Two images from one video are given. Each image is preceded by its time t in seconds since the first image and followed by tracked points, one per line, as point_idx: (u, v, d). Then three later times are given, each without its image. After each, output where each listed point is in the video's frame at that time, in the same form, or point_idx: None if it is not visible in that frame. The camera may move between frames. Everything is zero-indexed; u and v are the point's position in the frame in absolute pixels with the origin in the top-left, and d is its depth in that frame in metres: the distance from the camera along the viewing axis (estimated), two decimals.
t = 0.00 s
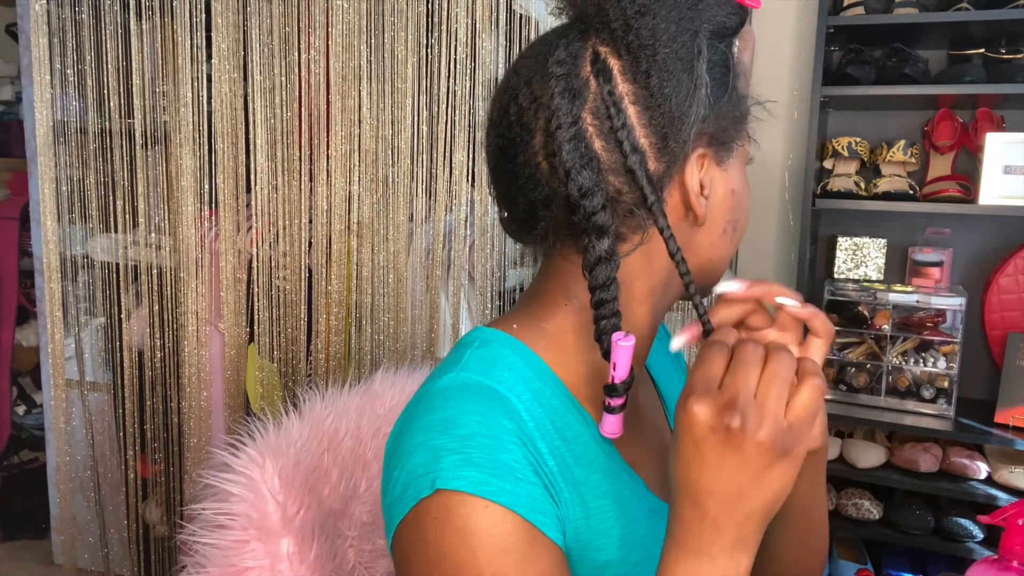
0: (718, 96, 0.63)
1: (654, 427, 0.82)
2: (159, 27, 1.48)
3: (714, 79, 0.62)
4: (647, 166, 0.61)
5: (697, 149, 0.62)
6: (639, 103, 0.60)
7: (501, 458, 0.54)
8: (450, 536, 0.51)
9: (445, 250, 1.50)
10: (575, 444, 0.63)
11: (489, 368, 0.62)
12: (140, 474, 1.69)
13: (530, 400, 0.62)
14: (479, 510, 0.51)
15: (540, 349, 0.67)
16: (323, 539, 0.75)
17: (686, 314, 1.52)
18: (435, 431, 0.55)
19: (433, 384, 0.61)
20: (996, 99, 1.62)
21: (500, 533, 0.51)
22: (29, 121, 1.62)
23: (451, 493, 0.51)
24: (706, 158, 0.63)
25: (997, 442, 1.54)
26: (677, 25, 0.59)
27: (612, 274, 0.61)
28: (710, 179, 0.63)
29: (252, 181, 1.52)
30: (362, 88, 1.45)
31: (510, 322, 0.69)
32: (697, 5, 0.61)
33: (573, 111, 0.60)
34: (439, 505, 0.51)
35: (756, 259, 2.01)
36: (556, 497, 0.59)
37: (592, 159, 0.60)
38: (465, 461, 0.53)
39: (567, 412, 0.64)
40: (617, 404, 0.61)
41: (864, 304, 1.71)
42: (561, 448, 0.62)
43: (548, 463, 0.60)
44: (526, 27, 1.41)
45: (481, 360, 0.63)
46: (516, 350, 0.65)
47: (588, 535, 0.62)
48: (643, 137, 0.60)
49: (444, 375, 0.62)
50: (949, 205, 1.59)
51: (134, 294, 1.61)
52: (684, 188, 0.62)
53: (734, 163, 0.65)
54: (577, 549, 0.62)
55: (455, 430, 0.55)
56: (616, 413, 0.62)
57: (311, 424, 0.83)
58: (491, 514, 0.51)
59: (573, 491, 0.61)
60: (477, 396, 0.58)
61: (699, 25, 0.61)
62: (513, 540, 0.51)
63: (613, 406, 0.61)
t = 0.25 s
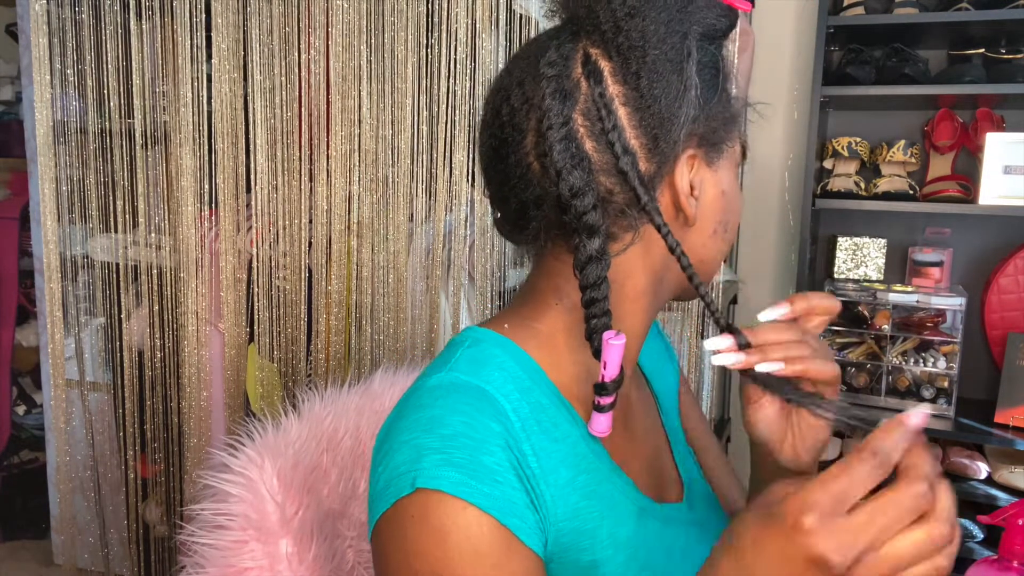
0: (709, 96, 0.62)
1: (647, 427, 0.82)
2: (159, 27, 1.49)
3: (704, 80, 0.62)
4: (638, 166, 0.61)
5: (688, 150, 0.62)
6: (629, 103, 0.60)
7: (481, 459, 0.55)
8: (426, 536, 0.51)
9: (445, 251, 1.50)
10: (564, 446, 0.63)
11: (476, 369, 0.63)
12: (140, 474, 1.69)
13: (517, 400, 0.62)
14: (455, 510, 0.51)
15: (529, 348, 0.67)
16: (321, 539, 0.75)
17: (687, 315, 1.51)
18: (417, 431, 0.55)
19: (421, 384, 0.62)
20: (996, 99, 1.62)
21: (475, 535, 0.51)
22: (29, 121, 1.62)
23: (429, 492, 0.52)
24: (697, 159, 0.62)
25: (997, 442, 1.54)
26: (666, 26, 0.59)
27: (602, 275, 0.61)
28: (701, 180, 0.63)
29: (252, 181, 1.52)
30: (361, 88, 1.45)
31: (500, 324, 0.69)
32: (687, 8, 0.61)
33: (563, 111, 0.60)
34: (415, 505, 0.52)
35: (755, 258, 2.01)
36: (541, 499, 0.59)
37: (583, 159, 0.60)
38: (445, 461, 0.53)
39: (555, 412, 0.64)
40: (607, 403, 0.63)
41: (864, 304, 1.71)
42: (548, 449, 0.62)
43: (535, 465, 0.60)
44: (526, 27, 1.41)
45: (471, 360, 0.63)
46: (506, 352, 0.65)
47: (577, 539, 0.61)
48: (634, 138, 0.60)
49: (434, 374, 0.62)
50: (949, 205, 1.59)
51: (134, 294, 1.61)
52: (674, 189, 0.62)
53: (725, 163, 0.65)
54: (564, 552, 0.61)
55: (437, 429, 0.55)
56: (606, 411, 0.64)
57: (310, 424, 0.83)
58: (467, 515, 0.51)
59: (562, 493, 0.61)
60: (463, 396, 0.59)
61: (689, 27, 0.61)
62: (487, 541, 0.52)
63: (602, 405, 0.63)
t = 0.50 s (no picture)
0: (706, 101, 0.62)
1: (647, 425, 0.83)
2: (159, 27, 1.48)
3: (701, 85, 0.62)
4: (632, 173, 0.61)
5: (684, 157, 0.62)
6: (622, 109, 0.60)
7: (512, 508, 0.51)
8: None
9: (445, 251, 1.50)
10: (582, 476, 0.61)
11: (495, 404, 0.58)
12: (140, 474, 1.69)
13: (540, 439, 0.58)
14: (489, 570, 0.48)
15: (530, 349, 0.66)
16: (321, 539, 0.75)
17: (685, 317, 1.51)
18: (441, 481, 0.51)
19: (438, 423, 0.57)
20: (996, 99, 1.62)
21: None
22: (29, 120, 1.62)
23: (461, 551, 0.48)
24: (694, 166, 0.63)
25: (997, 442, 1.54)
26: (662, 29, 0.59)
27: (592, 286, 0.61)
28: (699, 187, 0.63)
29: (252, 181, 1.52)
30: (361, 88, 1.45)
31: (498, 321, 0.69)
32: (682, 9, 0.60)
33: (552, 117, 0.60)
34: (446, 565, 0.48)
35: (755, 258, 2.01)
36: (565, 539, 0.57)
37: (572, 168, 0.61)
38: (475, 514, 0.49)
39: (576, 444, 0.61)
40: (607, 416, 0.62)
41: (864, 304, 1.71)
42: (569, 480, 0.59)
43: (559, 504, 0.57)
44: (526, 27, 1.41)
45: (488, 396, 0.59)
46: (521, 381, 0.62)
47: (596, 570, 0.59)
48: (628, 144, 0.61)
49: (450, 413, 0.58)
50: (949, 205, 1.59)
51: (134, 294, 1.61)
52: (671, 198, 0.62)
53: (723, 169, 0.65)
54: None
55: (463, 479, 0.51)
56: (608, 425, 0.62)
57: (309, 425, 0.83)
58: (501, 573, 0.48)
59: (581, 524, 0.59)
60: (488, 443, 0.54)
61: (686, 29, 0.60)
62: None
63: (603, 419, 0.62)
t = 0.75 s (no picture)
0: (703, 102, 0.61)
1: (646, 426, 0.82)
2: (159, 27, 1.49)
3: (694, 87, 0.60)
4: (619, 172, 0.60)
5: (675, 158, 0.61)
6: (610, 107, 0.59)
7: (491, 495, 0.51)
8: None
9: (445, 251, 1.50)
10: (567, 470, 0.61)
11: (483, 394, 0.59)
12: (140, 473, 1.69)
13: (525, 430, 0.59)
14: (464, 555, 0.48)
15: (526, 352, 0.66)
16: (321, 540, 0.75)
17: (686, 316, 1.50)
18: (423, 465, 0.51)
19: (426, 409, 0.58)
20: (996, 99, 1.62)
21: None
22: (29, 120, 1.62)
23: (438, 535, 0.48)
24: (687, 167, 0.61)
25: (997, 442, 1.54)
26: (651, 27, 0.58)
27: (574, 280, 0.61)
28: (693, 189, 0.62)
29: (252, 181, 1.52)
30: (361, 88, 1.45)
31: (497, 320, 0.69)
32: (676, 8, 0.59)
33: (543, 113, 0.61)
34: (422, 548, 0.48)
35: (756, 257, 2.01)
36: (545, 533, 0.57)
37: (560, 164, 0.61)
38: (454, 498, 0.49)
39: (563, 437, 0.62)
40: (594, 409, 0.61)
41: (864, 304, 1.71)
42: (553, 473, 0.59)
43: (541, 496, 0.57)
44: (526, 27, 1.41)
45: (478, 385, 0.59)
46: (512, 374, 0.62)
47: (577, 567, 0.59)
48: (616, 143, 0.60)
49: (438, 401, 0.58)
50: (949, 205, 1.59)
51: (134, 294, 1.61)
52: (662, 199, 0.61)
53: (721, 172, 0.63)
54: None
55: (445, 463, 0.51)
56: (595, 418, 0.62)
57: (309, 425, 0.83)
58: (475, 560, 0.48)
59: (563, 518, 0.59)
60: (472, 431, 0.55)
61: (679, 28, 0.59)
62: None
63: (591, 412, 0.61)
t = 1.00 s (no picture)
0: (635, 104, 0.63)
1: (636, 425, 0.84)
2: (159, 27, 1.49)
3: (628, 92, 0.63)
4: (557, 171, 0.67)
5: (611, 158, 0.64)
6: (547, 115, 0.66)
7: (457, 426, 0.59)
8: (414, 489, 0.55)
9: (445, 251, 1.50)
10: (527, 421, 0.68)
11: (446, 351, 0.68)
12: (140, 474, 1.69)
13: (486, 382, 0.67)
14: (440, 467, 0.55)
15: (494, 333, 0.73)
16: (321, 540, 0.75)
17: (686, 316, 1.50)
18: (397, 403, 0.60)
19: (395, 363, 0.67)
20: (997, 99, 1.62)
21: (462, 487, 0.55)
22: (29, 120, 1.62)
23: (412, 454, 0.56)
24: (625, 168, 0.64)
25: (997, 442, 1.54)
26: (580, 41, 0.63)
27: (516, 269, 0.72)
28: (635, 189, 0.64)
29: (252, 181, 1.52)
30: (361, 88, 1.45)
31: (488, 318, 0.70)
32: (609, 21, 0.63)
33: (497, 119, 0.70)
34: (403, 463, 0.56)
35: (756, 258, 2.01)
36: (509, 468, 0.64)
37: (510, 166, 0.71)
38: (423, 425, 0.57)
39: (523, 392, 0.69)
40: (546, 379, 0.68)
41: (864, 304, 1.71)
42: (513, 421, 0.67)
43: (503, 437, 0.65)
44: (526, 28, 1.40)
45: (441, 345, 0.69)
46: (476, 339, 0.71)
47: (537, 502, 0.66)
48: (554, 145, 0.66)
49: (406, 358, 0.67)
50: (949, 205, 1.59)
51: (134, 294, 1.61)
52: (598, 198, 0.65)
53: (671, 170, 0.64)
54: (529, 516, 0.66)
55: (416, 400, 0.60)
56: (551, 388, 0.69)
57: (309, 424, 0.83)
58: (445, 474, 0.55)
59: (526, 463, 0.67)
60: (437, 376, 0.63)
61: (610, 39, 0.63)
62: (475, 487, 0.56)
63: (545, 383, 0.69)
